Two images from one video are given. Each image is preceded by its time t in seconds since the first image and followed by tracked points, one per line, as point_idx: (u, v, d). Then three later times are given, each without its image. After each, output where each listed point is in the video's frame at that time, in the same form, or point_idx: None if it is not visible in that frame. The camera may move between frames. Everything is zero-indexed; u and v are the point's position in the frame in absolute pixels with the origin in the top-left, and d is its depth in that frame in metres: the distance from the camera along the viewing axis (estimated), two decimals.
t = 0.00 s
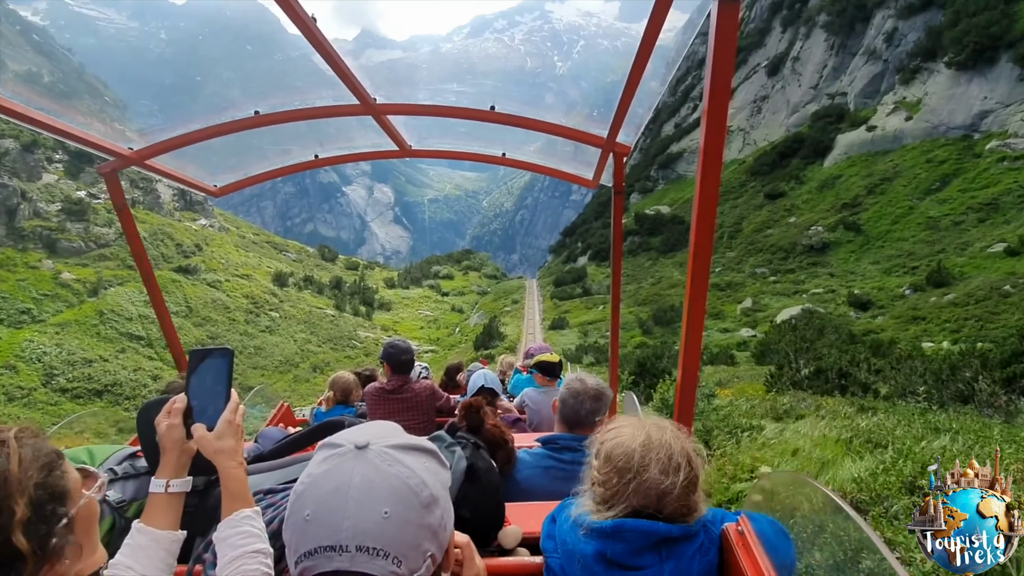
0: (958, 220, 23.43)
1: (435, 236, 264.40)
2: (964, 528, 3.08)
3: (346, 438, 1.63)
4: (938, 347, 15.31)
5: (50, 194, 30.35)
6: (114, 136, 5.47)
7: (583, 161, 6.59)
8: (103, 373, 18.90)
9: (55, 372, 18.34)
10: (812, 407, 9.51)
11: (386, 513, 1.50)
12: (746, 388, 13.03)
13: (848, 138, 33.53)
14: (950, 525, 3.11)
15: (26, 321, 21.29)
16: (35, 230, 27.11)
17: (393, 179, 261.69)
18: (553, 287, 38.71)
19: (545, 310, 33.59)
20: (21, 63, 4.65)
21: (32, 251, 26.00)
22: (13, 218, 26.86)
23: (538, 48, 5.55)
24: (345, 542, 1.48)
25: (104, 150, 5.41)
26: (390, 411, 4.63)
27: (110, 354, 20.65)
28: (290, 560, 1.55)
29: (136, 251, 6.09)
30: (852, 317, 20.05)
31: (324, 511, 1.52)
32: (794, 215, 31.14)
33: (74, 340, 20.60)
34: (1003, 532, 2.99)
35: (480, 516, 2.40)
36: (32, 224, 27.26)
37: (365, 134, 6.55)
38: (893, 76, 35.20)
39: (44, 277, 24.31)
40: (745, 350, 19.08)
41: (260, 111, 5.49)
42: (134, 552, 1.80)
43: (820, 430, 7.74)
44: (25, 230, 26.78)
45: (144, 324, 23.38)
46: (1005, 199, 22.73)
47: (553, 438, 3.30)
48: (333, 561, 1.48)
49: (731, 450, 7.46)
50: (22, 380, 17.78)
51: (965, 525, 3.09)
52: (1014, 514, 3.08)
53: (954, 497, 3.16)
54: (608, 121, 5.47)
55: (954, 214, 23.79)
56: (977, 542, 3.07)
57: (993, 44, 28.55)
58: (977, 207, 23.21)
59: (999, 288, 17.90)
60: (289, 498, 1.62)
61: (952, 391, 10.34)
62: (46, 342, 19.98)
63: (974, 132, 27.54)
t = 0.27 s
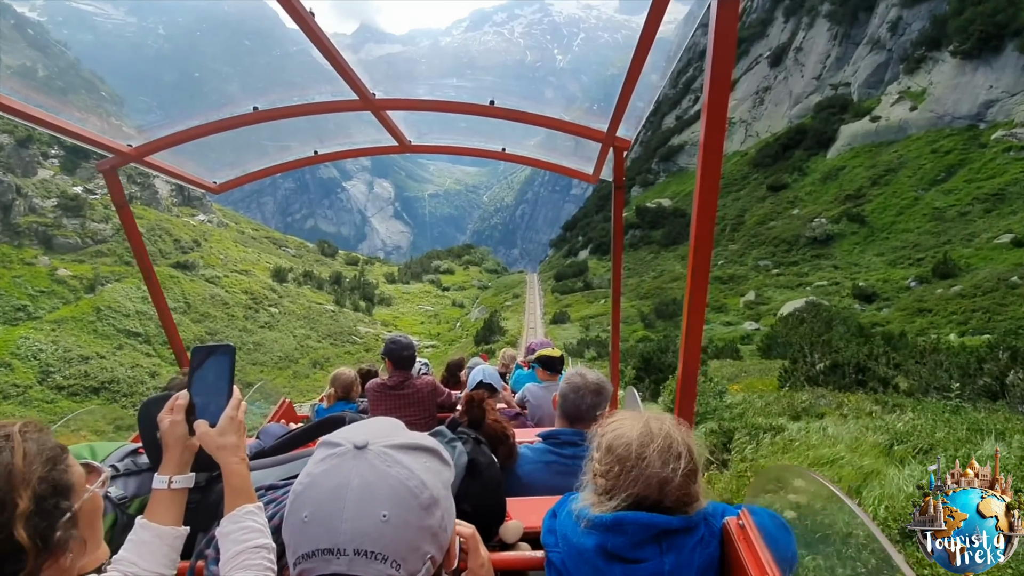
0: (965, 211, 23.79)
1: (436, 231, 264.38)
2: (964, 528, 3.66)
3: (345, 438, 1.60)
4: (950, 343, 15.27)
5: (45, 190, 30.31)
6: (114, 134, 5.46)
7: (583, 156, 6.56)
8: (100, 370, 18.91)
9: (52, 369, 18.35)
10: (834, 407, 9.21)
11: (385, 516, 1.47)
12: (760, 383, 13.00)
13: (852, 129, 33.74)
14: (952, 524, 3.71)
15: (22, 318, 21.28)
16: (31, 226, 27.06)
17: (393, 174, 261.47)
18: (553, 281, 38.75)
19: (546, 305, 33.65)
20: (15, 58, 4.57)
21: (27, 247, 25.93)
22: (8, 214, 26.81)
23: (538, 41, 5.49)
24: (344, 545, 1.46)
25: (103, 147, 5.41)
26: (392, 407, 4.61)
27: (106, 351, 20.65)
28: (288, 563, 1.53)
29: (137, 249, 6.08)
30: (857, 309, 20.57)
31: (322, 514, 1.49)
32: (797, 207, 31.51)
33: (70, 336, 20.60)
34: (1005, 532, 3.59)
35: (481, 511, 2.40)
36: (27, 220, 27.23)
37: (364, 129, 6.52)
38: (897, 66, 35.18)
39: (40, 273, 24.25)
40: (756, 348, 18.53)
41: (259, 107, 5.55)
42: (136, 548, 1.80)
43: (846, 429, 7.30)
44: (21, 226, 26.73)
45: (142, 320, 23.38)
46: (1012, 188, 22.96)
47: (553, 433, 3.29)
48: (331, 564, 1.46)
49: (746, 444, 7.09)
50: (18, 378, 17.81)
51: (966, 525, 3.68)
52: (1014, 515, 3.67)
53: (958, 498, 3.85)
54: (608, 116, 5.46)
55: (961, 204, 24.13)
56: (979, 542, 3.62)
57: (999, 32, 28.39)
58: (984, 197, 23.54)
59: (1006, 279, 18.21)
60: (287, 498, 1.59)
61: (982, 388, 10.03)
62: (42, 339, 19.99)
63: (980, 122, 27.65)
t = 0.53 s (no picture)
0: (970, 204, 23.98)
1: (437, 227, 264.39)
2: (963, 527, 3.14)
3: (346, 446, 1.58)
4: (958, 336, 15.64)
5: (40, 186, 30.26)
6: (115, 132, 5.43)
7: (584, 154, 6.55)
8: (97, 369, 18.90)
9: (46, 368, 18.34)
10: (860, 407, 8.83)
11: (383, 531, 1.45)
12: (775, 381, 12.96)
13: (856, 123, 34.06)
14: (952, 524, 3.19)
15: (16, 317, 21.26)
16: (26, 223, 27.02)
17: (393, 171, 261.41)
18: (554, 277, 38.85)
19: (547, 301, 33.72)
20: (9, 54, 4.43)
21: (23, 245, 25.89)
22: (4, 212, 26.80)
23: (538, 37, 5.45)
24: (342, 558, 1.44)
25: (105, 146, 5.39)
26: (395, 404, 4.63)
27: (103, 349, 20.63)
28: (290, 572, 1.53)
29: (139, 248, 6.06)
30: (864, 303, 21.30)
31: (321, 526, 1.48)
32: (801, 201, 32.13)
33: (65, 334, 20.60)
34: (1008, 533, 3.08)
35: (483, 510, 2.40)
36: (22, 217, 27.22)
37: (365, 128, 6.50)
38: (901, 58, 35.16)
39: (36, 271, 24.19)
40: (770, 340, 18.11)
41: (259, 106, 5.58)
42: (140, 546, 1.81)
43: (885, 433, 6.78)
44: (16, 224, 26.70)
45: (139, 317, 23.36)
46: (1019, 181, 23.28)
47: (556, 431, 3.29)
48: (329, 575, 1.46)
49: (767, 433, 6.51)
50: (11, 377, 17.86)
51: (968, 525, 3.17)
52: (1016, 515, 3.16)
53: (957, 497, 3.30)
54: (609, 113, 5.44)
55: (966, 198, 24.43)
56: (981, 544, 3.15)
57: (1003, 23, 28.16)
58: (990, 190, 23.76)
59: (1014, 273, 18.60)
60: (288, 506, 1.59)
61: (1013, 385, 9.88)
62: (37, 337, 19.99)
63: (985, 114, 27.87)
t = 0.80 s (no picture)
0: (978, 200, 23.86)
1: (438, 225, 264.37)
2: (964, 528, 2.15)
3: (341, 461, 1.54)
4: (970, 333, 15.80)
5: (37, 183, 30.22)
6: (115, 130, 5.48)
7: (586, 152, 6.53)
8: (93, 367, 18.85)
9: (42, 366, 18.29)
10: (891, 410, 8.44)
11: (380, 553, 1.44)
12: (790, 381, 12.89)
13: (860, 117, 34.03)
14: (948, 525, 2.17)
15: (13, 315, 21.19)
16: (23, 220, 26.93)
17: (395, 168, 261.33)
18: (556, 274, 38.86)
19: (549, 298, 33.72)
20: (8, 50, 4.48)
21: (20, 242, 25.80)
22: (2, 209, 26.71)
23: (540, 33, 5.48)
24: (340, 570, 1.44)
25: (107, 144, 5.47)
26: (399, 402, 4.65)
27: (100, 347, 20.58)
28: None
29: (140, 245, 6.06)
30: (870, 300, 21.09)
31: (318, 544, 1.47)
32: (805, 197, 32.25)
33: (62, 332, 20.54)
34: (1009, 534, 2.09)
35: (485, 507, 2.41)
36: (19, 214, 27.14)
37: (366, 126, 6.48)
38: (907, 52, 35.03)
39: (33, 269, 24.13)
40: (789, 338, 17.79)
41: (261, 104, 5.57)
42: (146, 541, 1.82)
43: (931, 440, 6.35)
44: (13, 221, 26.61)
45: (137, 315, 23.31)
46: None
47: (558, 428, 3.28)
48: None
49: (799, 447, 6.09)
50: (7, 375, 17.85)
51: (965, 526, 2.15)
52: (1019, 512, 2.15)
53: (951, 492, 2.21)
54: (611, 110, 5.41)
55: (974, 193, 24.27)
56: (976, 542, 2.15)
57: (1010, 16, 27.87)
58: (997, 185, 23.74)
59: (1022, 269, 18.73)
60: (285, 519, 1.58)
61: None
62: (34, 335, 19.92)
63: (992, 108, 27.72)
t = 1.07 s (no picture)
0: (987, 195, 24.41)
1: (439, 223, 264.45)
2: (963, 528, 2.49)
3: (344, 469, 1.55)
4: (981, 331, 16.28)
5: (37, 181, 30.15)
6: (118, 131, 5.44)
7: (588, 152, 6.55)
8: (92, 365, 18.78)
9: (40, 365, 18.20)
10: (930, 416, 8.33)
11: (388, 561, 1.45)
12: (805, 382, 12.91)
13: (866, 113, 34.25)
14: (949, 525, 2.50)
15: (12, 313, 21.09)
16: (22, 218, 26.79)
17: (396, 166, 261.41)
18: (558, 272, 38.88)
19: (551, 296, 33.75)
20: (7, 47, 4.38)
21: (19, 240, 25.68)
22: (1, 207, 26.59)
23: (542, 31, 5.54)
24: None
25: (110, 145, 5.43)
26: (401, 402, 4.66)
27: (99, 346, 20.51)
28: None
29: (144, 244, 6.07)
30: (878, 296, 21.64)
31: (324, 553, 1.48)
32: (809, 193, 32.39)
33: (60, 331, 20.46)
34: (1008, 533, 2.42)
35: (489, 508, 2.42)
36: (18, 212, 27.01)
37: (369, 126, 6.49)
38: (913, 47, 34.96)
39: (31, 267, 24.04)
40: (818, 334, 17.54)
41: (265, 105, 5.58)
42: (154, 538, 1.82)
43: (959, 451, 6.47)
44: (12, 218, 26.48)
45: (136, 314, 23.26)
46: None
47: (560, 428, 3.31)
48: None
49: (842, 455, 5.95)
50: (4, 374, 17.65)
51: (965, 526, 2.48)
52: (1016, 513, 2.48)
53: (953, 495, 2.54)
54: (614, 110, 5.40)
55: (982, 188, 24.75)
56: (976, 542, 2.48)
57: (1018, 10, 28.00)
58: (1006, 180, 24.15)
59: None
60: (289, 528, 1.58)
61: None
62: (32, 333, 19.81)
63: (999, 103, 27.88)
